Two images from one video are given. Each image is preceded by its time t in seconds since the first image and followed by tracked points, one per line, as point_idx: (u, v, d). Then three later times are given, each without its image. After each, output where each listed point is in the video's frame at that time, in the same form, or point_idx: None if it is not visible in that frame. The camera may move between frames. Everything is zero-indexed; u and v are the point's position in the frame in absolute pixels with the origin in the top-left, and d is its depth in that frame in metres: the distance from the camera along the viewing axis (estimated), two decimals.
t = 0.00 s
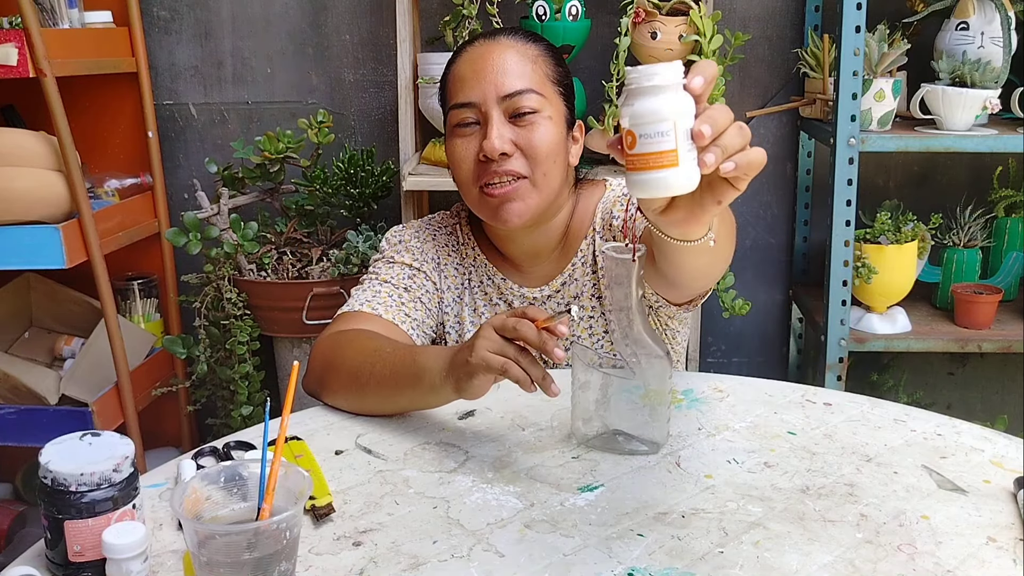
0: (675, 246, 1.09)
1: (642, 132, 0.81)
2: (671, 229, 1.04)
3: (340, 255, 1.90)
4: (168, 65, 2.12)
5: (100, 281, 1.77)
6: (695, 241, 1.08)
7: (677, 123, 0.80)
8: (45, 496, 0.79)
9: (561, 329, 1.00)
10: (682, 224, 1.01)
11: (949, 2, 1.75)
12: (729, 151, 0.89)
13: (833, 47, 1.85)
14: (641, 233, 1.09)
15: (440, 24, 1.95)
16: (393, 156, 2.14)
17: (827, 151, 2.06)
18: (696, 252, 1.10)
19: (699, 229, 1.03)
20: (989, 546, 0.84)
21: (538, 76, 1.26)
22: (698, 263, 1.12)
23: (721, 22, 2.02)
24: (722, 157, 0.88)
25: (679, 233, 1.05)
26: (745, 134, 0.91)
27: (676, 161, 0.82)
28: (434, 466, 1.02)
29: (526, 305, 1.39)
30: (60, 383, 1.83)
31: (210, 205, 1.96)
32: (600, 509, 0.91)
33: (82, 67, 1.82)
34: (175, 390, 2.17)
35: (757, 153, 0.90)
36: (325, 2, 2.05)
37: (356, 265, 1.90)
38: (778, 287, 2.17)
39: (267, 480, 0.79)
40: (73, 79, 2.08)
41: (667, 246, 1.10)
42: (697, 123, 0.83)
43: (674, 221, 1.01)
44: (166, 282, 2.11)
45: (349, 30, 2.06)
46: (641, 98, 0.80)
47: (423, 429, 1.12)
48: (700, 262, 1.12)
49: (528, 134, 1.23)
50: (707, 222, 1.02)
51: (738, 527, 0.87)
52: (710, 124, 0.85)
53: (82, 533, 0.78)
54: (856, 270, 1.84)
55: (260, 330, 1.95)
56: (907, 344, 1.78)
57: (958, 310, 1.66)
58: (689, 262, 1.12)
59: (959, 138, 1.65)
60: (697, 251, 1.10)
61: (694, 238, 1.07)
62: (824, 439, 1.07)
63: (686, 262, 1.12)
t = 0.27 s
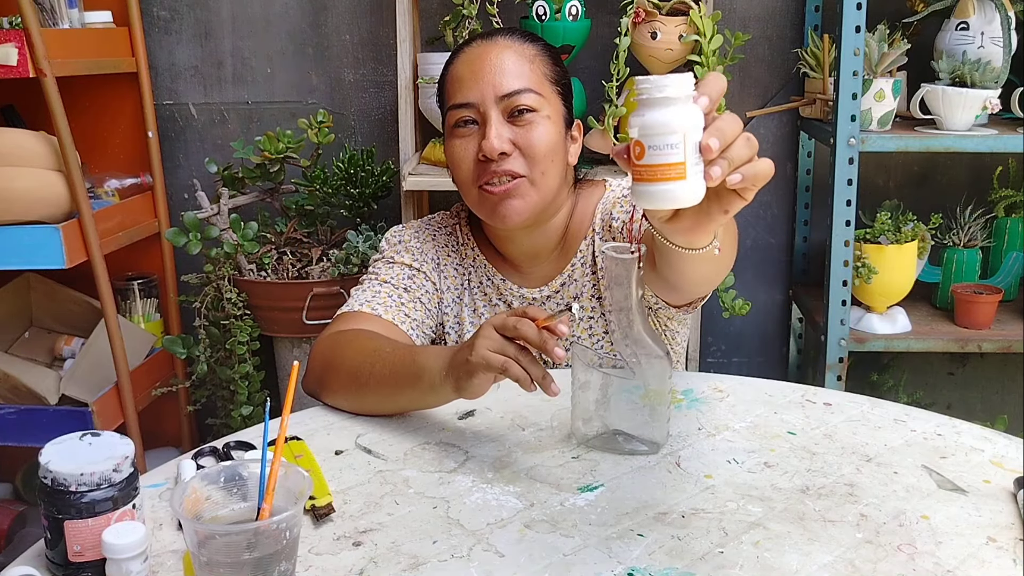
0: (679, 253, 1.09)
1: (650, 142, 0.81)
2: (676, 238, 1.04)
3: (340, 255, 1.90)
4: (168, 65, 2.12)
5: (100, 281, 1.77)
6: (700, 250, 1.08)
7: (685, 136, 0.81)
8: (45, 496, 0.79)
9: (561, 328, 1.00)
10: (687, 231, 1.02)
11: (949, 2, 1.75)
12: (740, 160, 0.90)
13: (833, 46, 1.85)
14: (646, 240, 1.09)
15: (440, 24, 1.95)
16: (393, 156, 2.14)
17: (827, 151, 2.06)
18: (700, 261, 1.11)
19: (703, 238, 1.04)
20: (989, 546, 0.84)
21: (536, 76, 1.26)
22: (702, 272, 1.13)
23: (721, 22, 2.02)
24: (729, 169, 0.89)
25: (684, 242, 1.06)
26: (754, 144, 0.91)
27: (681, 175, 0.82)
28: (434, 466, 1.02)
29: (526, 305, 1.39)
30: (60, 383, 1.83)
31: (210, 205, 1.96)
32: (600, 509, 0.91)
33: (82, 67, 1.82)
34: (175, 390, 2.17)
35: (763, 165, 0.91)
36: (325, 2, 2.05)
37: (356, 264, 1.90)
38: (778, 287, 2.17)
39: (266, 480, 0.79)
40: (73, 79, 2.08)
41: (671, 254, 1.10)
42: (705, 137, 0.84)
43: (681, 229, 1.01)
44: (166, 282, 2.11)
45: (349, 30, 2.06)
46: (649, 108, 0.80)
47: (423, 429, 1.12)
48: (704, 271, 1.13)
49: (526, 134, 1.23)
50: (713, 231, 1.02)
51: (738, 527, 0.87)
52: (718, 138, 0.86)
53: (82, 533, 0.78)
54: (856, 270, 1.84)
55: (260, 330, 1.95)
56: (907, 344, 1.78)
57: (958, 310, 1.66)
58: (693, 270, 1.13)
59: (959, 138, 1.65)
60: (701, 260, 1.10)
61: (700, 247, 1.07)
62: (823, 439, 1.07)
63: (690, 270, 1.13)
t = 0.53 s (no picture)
0: (675, 253, 1.09)
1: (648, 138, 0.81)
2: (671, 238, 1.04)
3: (340, 255, 1.90)
4: (168, 65, 2.12)
5: (100, 281, 1.77)
6: (695, 250, 1.08)
7: (683, 131, 0.81)
8: (45, 496, 0.79)
9: (562, 327, 1.00)
10: (681, 230, 1.02)
11: (949, 2, 1.75)
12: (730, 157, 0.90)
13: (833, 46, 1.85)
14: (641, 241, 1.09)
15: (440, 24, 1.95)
16: (393, 156, 2.14)
17: (827, 151, 2.06)
18: (696, 260, 1.11)
19: (698, 237, 1.04)
20: (989, 546, 0.84)
21: (535, 76, 1.26)
22: (697, 271, 1.13)
23: (721, 22, 2.02)
24: (720, 165, 0.89)
25: (679, 242, 1.06)
26: (747, 139, 0.91)
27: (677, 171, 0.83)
28: (434, 466, 1.02)
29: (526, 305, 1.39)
30: (60, 383, 1.83)
31: (210, 205, 1.96)
32: (600, 509, 0.91)
33: (82, 67, 1.82)
34: (175, 390, 2.17)
35: (759, 160, 0.91)
36: (325, 3, 2.05)
37: (356, 264, 1.90)
38: (778, 287, 2.17)
39: (267, 480, 0.79)
40: (73, 79, 2.08)
41: (667, 253, 1.10)
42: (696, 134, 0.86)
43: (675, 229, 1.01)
44: (166, 282, 2.11)
45: (349, 30, 2.06)
46: (647, 103, 0.80)
47: (423, 429, 1.12)
48: (700, 269, 1.13)
49: (526, 134, 1.23)
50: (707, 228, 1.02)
51: (738, 527, 0.87)
52: (710, 134, 0.87)
53: (82, 533, 0.78)
54: (856, 270, 1.84)
55: (260, 330, 1.95)
56: (907, 343, 1.78)
57: (958, 309, 1.66)
58: (688, 269, 1.13)
59: (959, 138, 1.65)
60: (697, 259, 1.10)
61: (695, 246, 1.07)
62: (823, 439, 1.07)
63: (686, 269, 1.13)
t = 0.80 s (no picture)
0: (675, 259, 1.10)
1: (647, 148, 0.81)
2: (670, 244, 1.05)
3: (340, 254, 1.90)
4: (168, 65, 2.12)
5: (100, 281, 1.77)
6: (694, 255, 1.09)
7: (680, 140, 0.81)
8: (45, 496, 0.79)
9: (562, 327, 1.00)
10: (681, 236, 1.02)
11: (949, 2, 1.75)
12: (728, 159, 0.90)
13: (833, 46, 1.85)
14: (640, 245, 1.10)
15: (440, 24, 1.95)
16: (393, 156, 2.14)
17: (827, 151, 2.06)
18: (696, 265, 1.11)
19: (698, 243, 1.04)
20: (989, 546, 0.84)
21: (535, 76, 1.26)
22: (696, 275, 1.14)
23: (721, 22, 2.02)
24: (718, 171, 0.89)
25: (678, 248, 1.06)
26: (744, 146, 0.91)
27: (675, 179, 0.83)
28: (434, 466, 1.02)
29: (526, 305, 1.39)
30: (59, 383, 1.83)
31: (210, 205, 1.96)
32: (600, 509, 0.91)
33: (82, 67, 1.82)
34: (175, 390, 2.17)
35: (756, 165, 0.90)
36: (325, 3, 2.05)
37: (356, 264, 1.90)
38: (778, 287, 2.17)
39: (267, 480, 0.78)
40: (73, 79, 2.08)
41: (667, 261, 1.11)
42: (692, 141, 0.86)
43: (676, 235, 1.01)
44: (166, 282, 2.11)
45: (349, 30, 2.06)
46: (644, 113, 0.81)
47: (422, 429, 1.12)
48: (699, 274, 1.14)
49: (526, 134, 1.23)
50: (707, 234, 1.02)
51: (738, 527, 0.87)
52: (706, 141, 0.87)
53: (82, 533, 0.78)
54: (856, 270, 1.84)
55: (260, 330, 1.95)
56: (906, 343, 1.78)
57: (958, 309, 1.66)
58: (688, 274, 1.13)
59: (959, 138, 1.65)
60: (695, 265, 1.11)
61: (695, 253, 1.08)
62: (823, 439, 1.07)
63: (685, 274, 1.13)
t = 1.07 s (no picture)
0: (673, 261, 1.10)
1: (648, 113, 0.79)
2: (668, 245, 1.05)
3: (340, 254, 1.90)
4: (168, 65, 2.12)
5: (100, 281, 1.77)
6: (693, 257, 1.09)
7: (683, 109, 0.78)
8: (45, 496, 0.79)
9: (562, 328, 1.00)
10: (679, 235, 1.02)
11: (949, 2, 1.75)
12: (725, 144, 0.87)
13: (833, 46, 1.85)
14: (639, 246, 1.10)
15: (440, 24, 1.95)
16: (393, 156, 2.14)
17: (827, 151, 2.06)
18: (694, 266, 1.11)
19: (696, 245, 1.05)
20: (989, 546, 0.84)
21: (534, 78, 1.26)
22: (694, 276, 1.14)
23: (721, 22, 2.02)
24: (723, 153, 0.86)
25: (677, 250, 1.07)
26: (748, 130, 0.87)
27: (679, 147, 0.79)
28: (434, 466, 1.02)
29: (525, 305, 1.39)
30: (59, 383, 1.83)
31: (210, 205, 1.96)
32: (600, 509, 0.91)
33: (82, 67, 1.82)
34: (175, 390, 2.17)
35: (758, 154, 0.88)
36: (325, 3, 2.05)
37: (356, 264, 1.90)
38: (778, 287, 2.17)
39: (267, 480, 0.78)
40: (73, 79, 2.08)
41: (665, 262, 1.11)
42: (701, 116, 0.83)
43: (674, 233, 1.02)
44: (166, 282, 2.11)
45: (349, 30, 2.06)
46: (646, 82, 0.79)
47: (422, 429, 1.12)
48: (698, 275, 1.14)
49: (524, 137, 1.23)
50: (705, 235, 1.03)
51: (738, 527, 0.87)
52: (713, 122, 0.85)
53: (82, 533, 0.78)
54: (856, 270, 1.84)
55: (260, 330, 1.95)
56: (906, 343, 1.78)
57: (958, 310, 1.66)
58: (686, 275, 1.14)
59: (959, 138, 1.65)
60: (694, 266, 1.11)
61: (693, 253, 1.08)
62: (823, 439, 1.07)
63: (684, 275, 1.14)
